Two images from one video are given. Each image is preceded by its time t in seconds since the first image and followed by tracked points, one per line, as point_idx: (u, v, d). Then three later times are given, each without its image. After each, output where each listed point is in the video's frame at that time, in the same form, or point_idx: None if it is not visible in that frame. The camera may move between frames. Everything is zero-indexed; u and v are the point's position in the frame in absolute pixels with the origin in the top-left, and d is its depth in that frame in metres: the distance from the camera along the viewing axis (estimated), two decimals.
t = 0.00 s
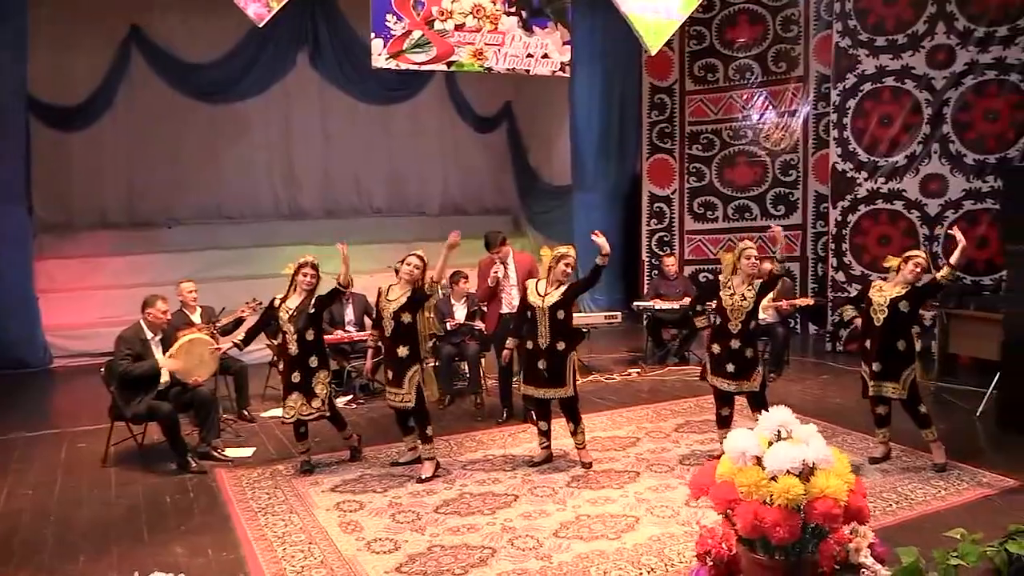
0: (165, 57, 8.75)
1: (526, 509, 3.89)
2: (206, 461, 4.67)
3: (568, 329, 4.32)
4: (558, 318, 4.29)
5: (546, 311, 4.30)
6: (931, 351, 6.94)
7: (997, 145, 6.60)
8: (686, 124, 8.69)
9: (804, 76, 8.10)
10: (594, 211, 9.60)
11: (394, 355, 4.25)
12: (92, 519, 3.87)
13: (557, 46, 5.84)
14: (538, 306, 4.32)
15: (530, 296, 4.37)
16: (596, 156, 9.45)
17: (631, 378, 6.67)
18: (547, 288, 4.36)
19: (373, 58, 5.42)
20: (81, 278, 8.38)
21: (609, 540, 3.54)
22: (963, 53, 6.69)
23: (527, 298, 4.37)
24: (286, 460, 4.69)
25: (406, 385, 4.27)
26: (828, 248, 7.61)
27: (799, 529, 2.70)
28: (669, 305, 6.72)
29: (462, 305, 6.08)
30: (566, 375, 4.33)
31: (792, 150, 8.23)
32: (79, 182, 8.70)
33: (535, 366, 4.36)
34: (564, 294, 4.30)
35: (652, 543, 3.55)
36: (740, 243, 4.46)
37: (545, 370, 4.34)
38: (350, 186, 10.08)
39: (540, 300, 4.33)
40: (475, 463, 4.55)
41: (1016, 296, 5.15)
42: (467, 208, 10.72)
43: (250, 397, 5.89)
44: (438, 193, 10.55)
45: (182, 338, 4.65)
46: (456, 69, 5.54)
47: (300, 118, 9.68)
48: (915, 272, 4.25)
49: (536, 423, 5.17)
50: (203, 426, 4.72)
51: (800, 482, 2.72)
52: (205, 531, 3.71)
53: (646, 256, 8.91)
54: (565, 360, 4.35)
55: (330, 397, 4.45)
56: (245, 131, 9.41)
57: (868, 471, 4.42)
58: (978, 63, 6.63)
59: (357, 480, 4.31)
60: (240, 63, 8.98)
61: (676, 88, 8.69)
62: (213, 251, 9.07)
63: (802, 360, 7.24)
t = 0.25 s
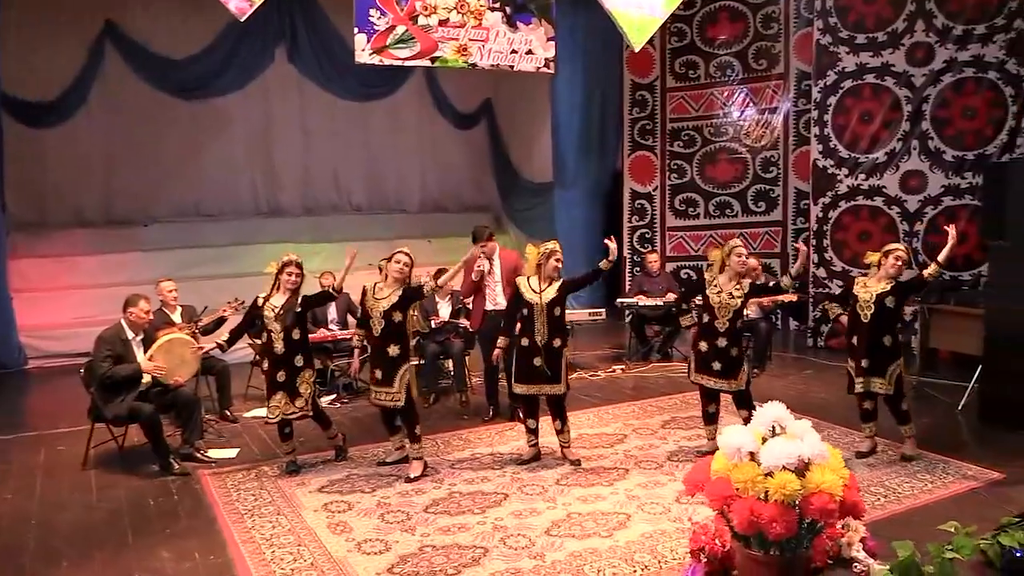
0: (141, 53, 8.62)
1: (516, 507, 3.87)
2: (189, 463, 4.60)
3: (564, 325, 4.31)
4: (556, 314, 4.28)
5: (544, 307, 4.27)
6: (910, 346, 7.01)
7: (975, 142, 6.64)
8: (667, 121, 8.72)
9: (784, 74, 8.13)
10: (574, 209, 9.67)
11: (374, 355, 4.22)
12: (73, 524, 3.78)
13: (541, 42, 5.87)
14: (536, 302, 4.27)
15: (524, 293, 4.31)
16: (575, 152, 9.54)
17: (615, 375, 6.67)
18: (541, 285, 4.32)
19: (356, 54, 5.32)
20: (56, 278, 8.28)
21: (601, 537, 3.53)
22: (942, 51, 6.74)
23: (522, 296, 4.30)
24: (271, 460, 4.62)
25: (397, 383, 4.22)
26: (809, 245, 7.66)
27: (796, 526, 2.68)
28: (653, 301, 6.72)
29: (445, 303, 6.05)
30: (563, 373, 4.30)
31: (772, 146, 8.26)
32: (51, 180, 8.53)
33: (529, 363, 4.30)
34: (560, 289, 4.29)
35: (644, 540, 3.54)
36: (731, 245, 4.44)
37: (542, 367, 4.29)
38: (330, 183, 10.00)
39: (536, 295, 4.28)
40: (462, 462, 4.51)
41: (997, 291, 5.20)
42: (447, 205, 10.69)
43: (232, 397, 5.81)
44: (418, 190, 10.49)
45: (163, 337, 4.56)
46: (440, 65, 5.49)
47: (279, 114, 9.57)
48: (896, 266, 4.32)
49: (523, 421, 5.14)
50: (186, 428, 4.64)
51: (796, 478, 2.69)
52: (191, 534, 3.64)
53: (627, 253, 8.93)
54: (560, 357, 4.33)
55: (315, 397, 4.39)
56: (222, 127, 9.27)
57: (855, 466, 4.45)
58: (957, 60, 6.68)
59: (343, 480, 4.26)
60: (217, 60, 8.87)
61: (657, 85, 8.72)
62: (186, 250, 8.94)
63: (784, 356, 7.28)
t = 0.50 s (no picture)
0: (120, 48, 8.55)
1: (510, 506, 3.84)
2: (176, 463, 4.53)
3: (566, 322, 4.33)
4: (558, 311, 4.30)
5: (547, 304, 4.26)
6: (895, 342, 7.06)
7: (959, 140, 6.68)
8: (652, 118, 8.74)
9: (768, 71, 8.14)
10: (558, 204, 9.75)
11: (369, 352, 4.16)
12: (59, 527, 3.71)
13: (529, 38, 5.81)
14: (540, 300, 4.25)
15: (525, 291, 4.27)
16: (560, 149, 9.60)
17: (603, 372, 6.67)
18: (541, 282, 4.32)
19: (344, 49, 5.27)
20: (31, 277, 8.38)
21: (597, 536, 3.51)
22: (925, 49, 6.77)
23: (524, 294, 4.26)
24: (260, 460, 4.57)
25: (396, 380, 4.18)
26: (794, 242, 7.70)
27: (797, 522, 2.65)
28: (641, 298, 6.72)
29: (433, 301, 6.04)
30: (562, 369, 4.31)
31: (757, 144, 8.28)
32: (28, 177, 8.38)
33: (533, 362, 4.25)
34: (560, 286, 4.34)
35: (641, 538, 3.52)
36: (723, 240, 4.42)
37: (544, 365, 4.27)
38: (313, 179, 9.87)
39: (541, 293, 4.27)
40: (455, 461, 4.48)
41: (983, 288, 5.24)
42: (431, 202, 10.61)
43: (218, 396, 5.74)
44: (402, 187, 10.40)
45: (149, 335, 4.49)
46: (428, 60, 5.45)
47: (261, 109, 9.43)
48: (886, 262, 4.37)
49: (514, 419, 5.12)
50: (173, 428, 4.57)
51: (797, 474, 2.66)
52: (181, 536, 3.59)
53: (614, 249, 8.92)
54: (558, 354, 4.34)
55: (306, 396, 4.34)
56: (203, 122, 9.12)
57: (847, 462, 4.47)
58: (940, 59, 6.72)
59: (335, 480, 4.21)
60: (197, 54, 8.85)
61: (642, 82, 8.74)
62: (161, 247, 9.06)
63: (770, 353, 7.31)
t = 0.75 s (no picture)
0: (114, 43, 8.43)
1: (519, 505, 3.82)
2: (180, 463, 4.50)
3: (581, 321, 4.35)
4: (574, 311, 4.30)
5: (563, 303, 4.25)
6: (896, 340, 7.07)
7: (959, 138, 6.68)
8: (651, 116, 8.72)
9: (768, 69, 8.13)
10: (558, 203, 9.73)
11: (380, 352, 4.12)
12: (62, 528, 3.67)
13: (532, 34, 5.79)
14: (556, 299, 4.23)
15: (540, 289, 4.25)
16: (559, 148, 9.59)
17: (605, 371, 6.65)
18: (554, 280, 4.30)
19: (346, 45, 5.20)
20: (28, 274, 8.29)
21: (608, 535, 3.49)
22: (926, 47, 6.77)
23: (540, 293, 4.23)
24: (264, 460, 4.53)
25: (409, 377, 4.16)
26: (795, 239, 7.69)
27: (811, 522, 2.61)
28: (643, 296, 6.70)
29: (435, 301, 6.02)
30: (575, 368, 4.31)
31: (757, 141, 8.27)
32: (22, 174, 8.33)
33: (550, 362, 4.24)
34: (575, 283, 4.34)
35: (652, 538, 3.50)
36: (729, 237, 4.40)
37: (560, 364, 4.26)
38: (309, 178, 9.83)
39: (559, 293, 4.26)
40: (461, 460, 4.45)
41: (985, 285, 5.24)
42: (428, 200, 10.58)
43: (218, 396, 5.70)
44: (399, 185, 10.35)
45: (150, 334, 4.45)
46: (430, 56, 5.41)
47: (257, 107, 9.38)
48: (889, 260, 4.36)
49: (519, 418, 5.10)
50: (176, 428, 4.54)
51: (813, 474, 2.61)
52: (187, 537, 3.55)
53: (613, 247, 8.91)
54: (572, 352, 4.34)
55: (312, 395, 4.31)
56: (199, 120, 9.08)
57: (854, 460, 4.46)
58: (941, 57, 6.71)
59: (340, 480, 4.18)
60: (193, 51, 8.74)
61: (642, 79, 8.71)
62: (160, 245, 9.01)
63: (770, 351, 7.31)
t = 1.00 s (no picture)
0: (115, 40, 8.36)
1: (536, 505, 3.79)
2: (191, 463, 4.46)
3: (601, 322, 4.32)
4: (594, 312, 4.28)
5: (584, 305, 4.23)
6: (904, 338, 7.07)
7: (966, 135, 6.69)
8: (657, 113, 8.68)
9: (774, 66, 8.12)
10: (561, 202, 9.61)
11: (399, 353, 4.10)
12: (75, 530, 3.63)
13: (541, 32, 5.76)
14: (576, 300, 4.21)
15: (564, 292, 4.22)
16: (563, 145, 9.50)
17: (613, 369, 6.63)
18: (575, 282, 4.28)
19: (356, 41, 5.17)
20: (30, 273, 7.99)
21: (626, 535, 3.46)
22: (935, 44, 6.76)
23: (561, 295, 4.21)
24: (276, 460, 4.50)
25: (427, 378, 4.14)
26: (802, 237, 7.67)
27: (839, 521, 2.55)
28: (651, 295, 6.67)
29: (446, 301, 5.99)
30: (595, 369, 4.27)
31: (763, 139, 8.25)
32: (23, 172, 8.26)
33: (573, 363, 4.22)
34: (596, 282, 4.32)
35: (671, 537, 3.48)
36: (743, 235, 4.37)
37: (581, 365, 4.24)
38: (311, 175, 9.80)
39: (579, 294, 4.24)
40: (474, 459, 4.43)
41: (997, 283, 5.22)
42: (432, 198, 10.53)
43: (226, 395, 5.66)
44: (402, 182, 10.31)
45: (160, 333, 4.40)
46: (440, 53, 5.38)
47: (259, 105, 9.37)
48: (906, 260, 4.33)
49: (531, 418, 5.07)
50: (188, 428, 4.51)
51: (840, 472, 2.55)
52: (202, 538, 3.51)
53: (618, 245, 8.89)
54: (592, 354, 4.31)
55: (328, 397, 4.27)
56: (201, 118, 9.07)
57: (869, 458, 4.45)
58: (949, 54, 6.70)
59: (354, 480, 4.15)
60: (195, 48, 8.65)
61: (647, 76, 8.68)
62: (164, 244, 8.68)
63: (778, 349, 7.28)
